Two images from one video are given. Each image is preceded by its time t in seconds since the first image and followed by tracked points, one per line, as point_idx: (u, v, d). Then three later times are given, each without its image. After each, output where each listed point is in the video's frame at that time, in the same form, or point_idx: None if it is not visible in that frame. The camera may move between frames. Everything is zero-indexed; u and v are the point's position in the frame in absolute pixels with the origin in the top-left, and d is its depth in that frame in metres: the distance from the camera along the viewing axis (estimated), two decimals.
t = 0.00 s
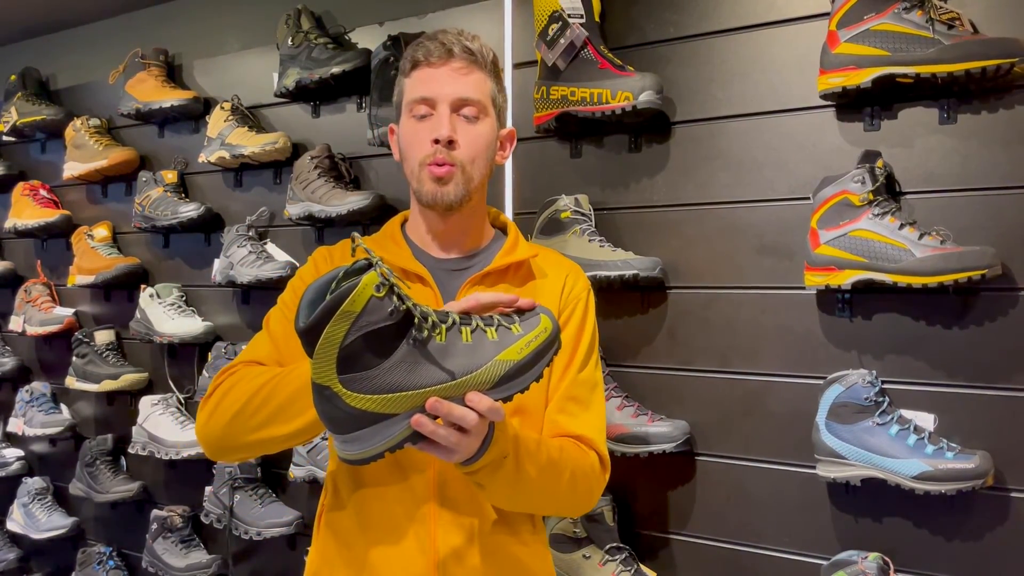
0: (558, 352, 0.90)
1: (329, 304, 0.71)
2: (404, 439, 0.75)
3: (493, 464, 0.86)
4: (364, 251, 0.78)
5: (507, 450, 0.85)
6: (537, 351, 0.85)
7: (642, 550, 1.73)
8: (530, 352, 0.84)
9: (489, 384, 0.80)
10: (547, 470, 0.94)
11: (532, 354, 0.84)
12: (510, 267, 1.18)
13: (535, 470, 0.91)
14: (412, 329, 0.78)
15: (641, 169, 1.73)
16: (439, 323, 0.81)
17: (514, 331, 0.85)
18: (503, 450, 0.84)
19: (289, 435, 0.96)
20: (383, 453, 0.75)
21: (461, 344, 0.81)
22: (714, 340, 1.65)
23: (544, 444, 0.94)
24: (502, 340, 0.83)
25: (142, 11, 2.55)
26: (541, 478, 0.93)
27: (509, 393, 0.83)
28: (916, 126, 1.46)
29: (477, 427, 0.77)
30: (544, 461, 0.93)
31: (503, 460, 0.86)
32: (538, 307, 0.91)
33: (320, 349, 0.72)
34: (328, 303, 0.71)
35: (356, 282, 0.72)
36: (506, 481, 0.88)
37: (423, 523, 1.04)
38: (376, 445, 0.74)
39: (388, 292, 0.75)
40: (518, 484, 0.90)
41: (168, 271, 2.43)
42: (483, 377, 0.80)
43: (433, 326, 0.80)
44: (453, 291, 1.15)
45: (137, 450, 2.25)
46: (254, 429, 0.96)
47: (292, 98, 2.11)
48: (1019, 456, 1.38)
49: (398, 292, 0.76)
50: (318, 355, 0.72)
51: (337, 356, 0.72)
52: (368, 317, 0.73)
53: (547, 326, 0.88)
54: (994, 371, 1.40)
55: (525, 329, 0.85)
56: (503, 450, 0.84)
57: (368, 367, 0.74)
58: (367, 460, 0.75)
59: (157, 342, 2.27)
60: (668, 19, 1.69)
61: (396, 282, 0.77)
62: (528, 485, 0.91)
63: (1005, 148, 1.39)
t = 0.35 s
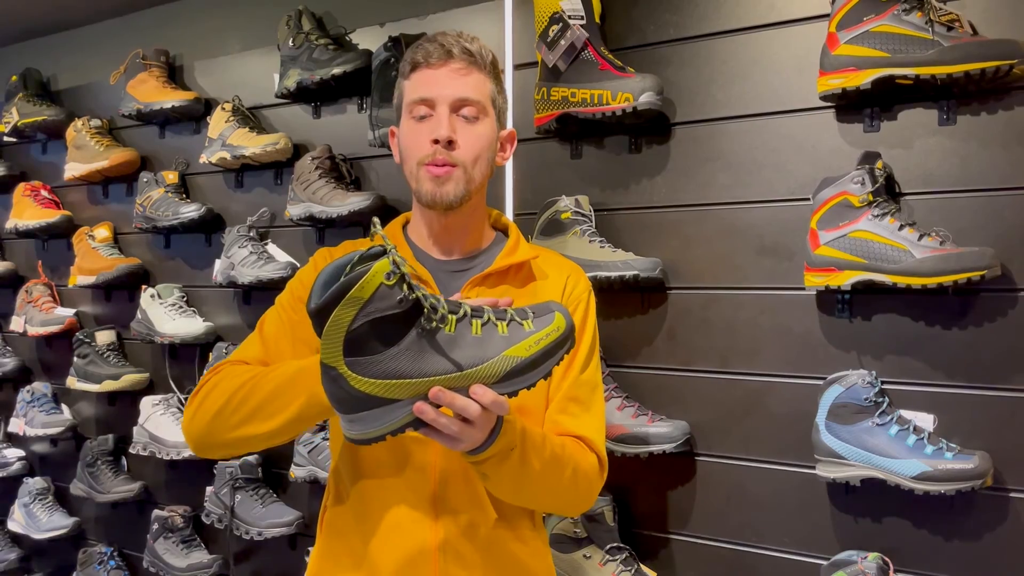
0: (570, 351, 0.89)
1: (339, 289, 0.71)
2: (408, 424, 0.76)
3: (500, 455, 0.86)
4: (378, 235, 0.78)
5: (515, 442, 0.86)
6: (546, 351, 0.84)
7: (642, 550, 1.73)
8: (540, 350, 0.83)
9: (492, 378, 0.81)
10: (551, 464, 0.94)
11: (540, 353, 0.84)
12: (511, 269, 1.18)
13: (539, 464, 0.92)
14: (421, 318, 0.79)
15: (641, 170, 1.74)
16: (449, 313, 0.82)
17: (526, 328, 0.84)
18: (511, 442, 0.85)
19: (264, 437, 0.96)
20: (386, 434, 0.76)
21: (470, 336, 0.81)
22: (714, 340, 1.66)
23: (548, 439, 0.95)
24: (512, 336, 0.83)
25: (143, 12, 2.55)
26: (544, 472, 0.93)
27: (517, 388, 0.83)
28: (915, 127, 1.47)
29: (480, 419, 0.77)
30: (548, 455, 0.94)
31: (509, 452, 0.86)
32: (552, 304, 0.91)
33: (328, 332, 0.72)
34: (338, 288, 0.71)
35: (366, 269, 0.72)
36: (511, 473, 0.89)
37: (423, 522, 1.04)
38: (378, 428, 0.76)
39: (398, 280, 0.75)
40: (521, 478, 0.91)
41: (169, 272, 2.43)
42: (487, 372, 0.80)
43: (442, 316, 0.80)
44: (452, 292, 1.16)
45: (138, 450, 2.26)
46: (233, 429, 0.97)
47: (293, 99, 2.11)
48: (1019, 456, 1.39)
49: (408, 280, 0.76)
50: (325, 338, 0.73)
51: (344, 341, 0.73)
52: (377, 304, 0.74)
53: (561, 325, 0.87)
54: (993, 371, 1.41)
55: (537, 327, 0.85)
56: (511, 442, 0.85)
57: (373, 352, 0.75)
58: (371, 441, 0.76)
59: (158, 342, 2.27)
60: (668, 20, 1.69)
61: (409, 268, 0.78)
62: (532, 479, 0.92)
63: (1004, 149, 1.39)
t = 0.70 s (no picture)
0: (590, 346, 0.88)
1: (348, 268, 0.75)
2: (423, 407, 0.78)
3: (522, 453, 0.87)
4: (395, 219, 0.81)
5: (535, 440, 0.86)
6: (559, 344, 0.83)
7: (643, 550, 1.74)
8: (553, 342, 0.82)
9: (503, 366, 0.80)
10: (566, 462, 0.94)
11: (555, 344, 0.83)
12: (511, 269, 1.19)
13: (556, 461, 0.92)
14: (434, 304, 0.80)
15: (641, 171, 1.74)
16: (464, 299, 0.83)
17: (543, 318, 0.84)
18: (532, 440, 0.86)
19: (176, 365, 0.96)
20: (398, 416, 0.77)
21: (484, 324, 0.82)
22: (714, 340, 1.66)
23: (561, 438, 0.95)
24: (527, 326, 0.83)
25: (144, 13, 2.56)
26: (562, 470, 0.93)
27: (531, 380, 0.82)
28: (915, 128, 1.47)
29: (489, 406, 0.76)
30: (563, 454, 0.94)
31: (532, 449, 0.87)
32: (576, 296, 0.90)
33: (340, 310, 0.77)
34: (347, 267, 0.75)
35: (377, 250, 0.76)
36: (530, 472, 0.89)
37: (426, 521, 1.05)
38: (390, 407, 0.77)
39: (410, 263, 0.78)
40: (539, 476, 0.90)
41: (170, 272, 2.43)
42: (494, 361, 0.80)
43: (456, 302, 0.82)
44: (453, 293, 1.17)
45: (139, 450, 2.26)
46: (156, 352, 0.98)
47: (295, 100, 2.11)
48: (1018, 456, 1.39)
49: (420, 264, 0.78)
50: (340, 316, 0.77)
51: (355, 319, 0.77)
52: (387, 285, 0.77)
53: (580, 317, 0.86)
54: (993, 372, 1.41)
55: (555, 319, 0.84)
56: (532, 441, 0.86)
57: (385, 331, 0.78)
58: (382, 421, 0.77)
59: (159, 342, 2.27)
60: (669, 21, 1.70)
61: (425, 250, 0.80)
62: (549, 476, 0.92)
63: (1004, 150, 1.40)
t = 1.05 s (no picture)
0: (600, 356, 0.85)
1: (360, 262, 0.80)
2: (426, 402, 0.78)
3: (534, 463, 0.87)
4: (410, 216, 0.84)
5: (548, 450, 0.87)
6: (562, 350, 0.81)
7: (644, 550, 1.74)
8: (557, 346, 0.81)
9: (503, 367, 0.80)
10: (576, 468, 0.95)
11: (557, 349, 0.81)
12: (514, 272, 1.17)
13: (567, 468, 0.92)
14: (441, 300, 0.83)
15: (641, 172, 1.74)
16: (472, 298, 0.85)
17: (550, 323, 0.83)
18: (545, 450, 0.86)
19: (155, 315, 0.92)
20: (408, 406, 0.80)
21: (490, 325, 0.83)
22: (715, 341, 1.66)
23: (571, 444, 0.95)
24: (533, 329, 0.83)
25: (145, 14, 2.56)
26: (572, 476, 0.93)
27: (535, 384, 0.81)
28: (916, 128, 1.47)
29: (490, 407, 0.76)
30: (573, 460, 0.94)
31: (544, 460, 0.87)
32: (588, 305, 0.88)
33: (354, 301, 0.82)
34: (360, 261, 0.80)
35: (387, 246, 0.80)
36: (542, 479, 0.89)
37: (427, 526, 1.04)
38: (397, 399, 0.80)
39: (417, 259, 0.81)
40: (550, 484, 0.90)
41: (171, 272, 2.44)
42: (499, 360, 0.80)
43: (464, 299, 0.84)
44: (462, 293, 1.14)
45: (140, 450, 2.26)
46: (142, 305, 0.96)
47: (296, 100, 2.11)
48: (1018, 456, 1.40)
49: (428, 260, 0.81)
50: (354, 307, 0.83)
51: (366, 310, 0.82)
52: (394, 279, 0.81)
53: (589, 325, 0.84)
54: (993, 373, 1.41)
55: (562, 323, 0.83)
56: (545, 451, 0.86)
57: (393, 325, 0.81)
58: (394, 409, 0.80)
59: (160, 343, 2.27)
60: (670, 22, 1.70)
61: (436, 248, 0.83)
62: (561, 482, 0.92)
63: (1004, 151, 1.40)
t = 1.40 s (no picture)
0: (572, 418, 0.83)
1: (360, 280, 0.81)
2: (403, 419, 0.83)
3: (509, 480, 0.91)
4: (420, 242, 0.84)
5: (523, 469, 0.90)
6: (533, 408, 0.80)
7: (644, 550, 1.74)
8: (527, 404, 0.80)
9: (474, 411, 0.80)
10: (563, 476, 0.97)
11: (528, 408, 0.80)
12: (522, 279, 1.16)
13: (547, 482, 0.94)
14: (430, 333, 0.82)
15: (642, 172, 1.74)
16: (461, 335, 0.84)
17: (528, 378, 0.82)
18: (519, 471, 0.89)
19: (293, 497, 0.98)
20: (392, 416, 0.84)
21: (472, 366, 0.82)
22: (715, 341, 1.66)
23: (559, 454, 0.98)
24: (510, 379, 0.81)
25: (145, 14, 2.56)
26: (557, 484, 0.96)
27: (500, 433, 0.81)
28: (917, 129, 1.47)
29: (459, 440, 0.79)
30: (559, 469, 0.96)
31: (519, 478, 0.91)
32: (572, 366, 0.85)
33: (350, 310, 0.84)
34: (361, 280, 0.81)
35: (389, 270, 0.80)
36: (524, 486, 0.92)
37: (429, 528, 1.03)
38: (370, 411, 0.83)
39: (413, 292, 0.80)
40: (528, 496, 0.93)
41: (171, 272, 2.43)
42: (469, 404, 0.80)
43: (452, 335, 0.83)
44: (470, 300, 1.15)
45: (140, 450, 2.26)
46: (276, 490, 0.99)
47: (296, 100, 2.11)
48: (1019, 456, 1.39)
49: (422, 295, 0.80)
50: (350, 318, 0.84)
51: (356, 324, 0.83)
52: (387, 305, 0.80)
53: (563, 389, 0.81)
54: (994, 373, 1.41)
55: (541, 382, 0.81)
56: (518, 471, 0.89)
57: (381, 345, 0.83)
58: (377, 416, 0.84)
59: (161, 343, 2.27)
60: (670, 22, 1.70)
61: (436, 280, 0.82)
62: (544, 493, 0.94)
63: (1005, 151, 1.40)
